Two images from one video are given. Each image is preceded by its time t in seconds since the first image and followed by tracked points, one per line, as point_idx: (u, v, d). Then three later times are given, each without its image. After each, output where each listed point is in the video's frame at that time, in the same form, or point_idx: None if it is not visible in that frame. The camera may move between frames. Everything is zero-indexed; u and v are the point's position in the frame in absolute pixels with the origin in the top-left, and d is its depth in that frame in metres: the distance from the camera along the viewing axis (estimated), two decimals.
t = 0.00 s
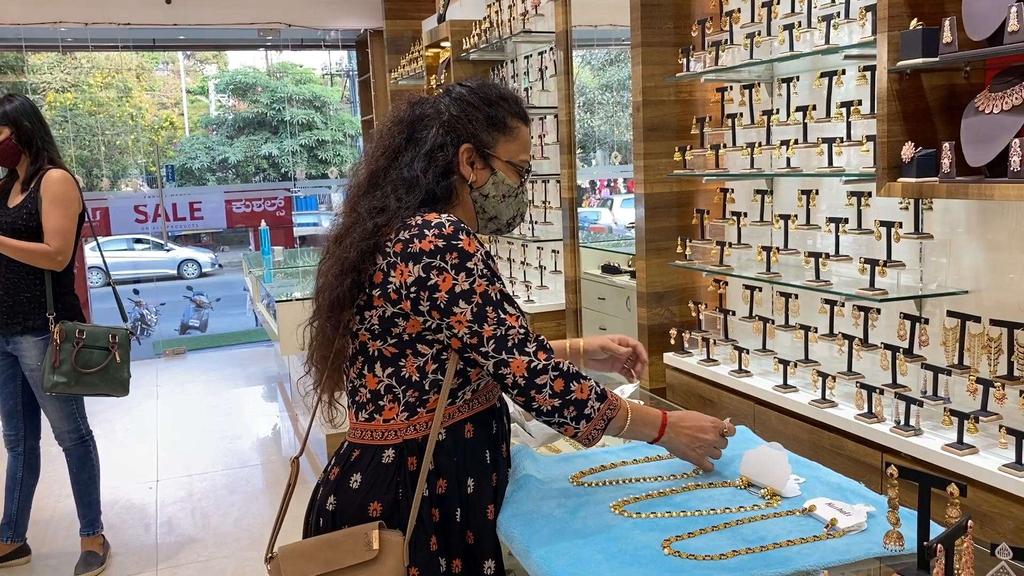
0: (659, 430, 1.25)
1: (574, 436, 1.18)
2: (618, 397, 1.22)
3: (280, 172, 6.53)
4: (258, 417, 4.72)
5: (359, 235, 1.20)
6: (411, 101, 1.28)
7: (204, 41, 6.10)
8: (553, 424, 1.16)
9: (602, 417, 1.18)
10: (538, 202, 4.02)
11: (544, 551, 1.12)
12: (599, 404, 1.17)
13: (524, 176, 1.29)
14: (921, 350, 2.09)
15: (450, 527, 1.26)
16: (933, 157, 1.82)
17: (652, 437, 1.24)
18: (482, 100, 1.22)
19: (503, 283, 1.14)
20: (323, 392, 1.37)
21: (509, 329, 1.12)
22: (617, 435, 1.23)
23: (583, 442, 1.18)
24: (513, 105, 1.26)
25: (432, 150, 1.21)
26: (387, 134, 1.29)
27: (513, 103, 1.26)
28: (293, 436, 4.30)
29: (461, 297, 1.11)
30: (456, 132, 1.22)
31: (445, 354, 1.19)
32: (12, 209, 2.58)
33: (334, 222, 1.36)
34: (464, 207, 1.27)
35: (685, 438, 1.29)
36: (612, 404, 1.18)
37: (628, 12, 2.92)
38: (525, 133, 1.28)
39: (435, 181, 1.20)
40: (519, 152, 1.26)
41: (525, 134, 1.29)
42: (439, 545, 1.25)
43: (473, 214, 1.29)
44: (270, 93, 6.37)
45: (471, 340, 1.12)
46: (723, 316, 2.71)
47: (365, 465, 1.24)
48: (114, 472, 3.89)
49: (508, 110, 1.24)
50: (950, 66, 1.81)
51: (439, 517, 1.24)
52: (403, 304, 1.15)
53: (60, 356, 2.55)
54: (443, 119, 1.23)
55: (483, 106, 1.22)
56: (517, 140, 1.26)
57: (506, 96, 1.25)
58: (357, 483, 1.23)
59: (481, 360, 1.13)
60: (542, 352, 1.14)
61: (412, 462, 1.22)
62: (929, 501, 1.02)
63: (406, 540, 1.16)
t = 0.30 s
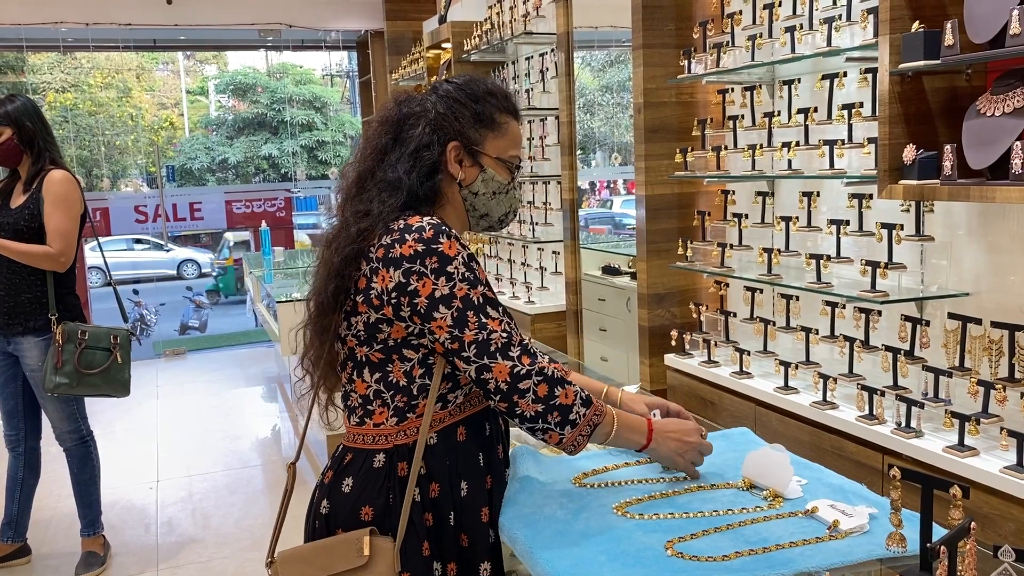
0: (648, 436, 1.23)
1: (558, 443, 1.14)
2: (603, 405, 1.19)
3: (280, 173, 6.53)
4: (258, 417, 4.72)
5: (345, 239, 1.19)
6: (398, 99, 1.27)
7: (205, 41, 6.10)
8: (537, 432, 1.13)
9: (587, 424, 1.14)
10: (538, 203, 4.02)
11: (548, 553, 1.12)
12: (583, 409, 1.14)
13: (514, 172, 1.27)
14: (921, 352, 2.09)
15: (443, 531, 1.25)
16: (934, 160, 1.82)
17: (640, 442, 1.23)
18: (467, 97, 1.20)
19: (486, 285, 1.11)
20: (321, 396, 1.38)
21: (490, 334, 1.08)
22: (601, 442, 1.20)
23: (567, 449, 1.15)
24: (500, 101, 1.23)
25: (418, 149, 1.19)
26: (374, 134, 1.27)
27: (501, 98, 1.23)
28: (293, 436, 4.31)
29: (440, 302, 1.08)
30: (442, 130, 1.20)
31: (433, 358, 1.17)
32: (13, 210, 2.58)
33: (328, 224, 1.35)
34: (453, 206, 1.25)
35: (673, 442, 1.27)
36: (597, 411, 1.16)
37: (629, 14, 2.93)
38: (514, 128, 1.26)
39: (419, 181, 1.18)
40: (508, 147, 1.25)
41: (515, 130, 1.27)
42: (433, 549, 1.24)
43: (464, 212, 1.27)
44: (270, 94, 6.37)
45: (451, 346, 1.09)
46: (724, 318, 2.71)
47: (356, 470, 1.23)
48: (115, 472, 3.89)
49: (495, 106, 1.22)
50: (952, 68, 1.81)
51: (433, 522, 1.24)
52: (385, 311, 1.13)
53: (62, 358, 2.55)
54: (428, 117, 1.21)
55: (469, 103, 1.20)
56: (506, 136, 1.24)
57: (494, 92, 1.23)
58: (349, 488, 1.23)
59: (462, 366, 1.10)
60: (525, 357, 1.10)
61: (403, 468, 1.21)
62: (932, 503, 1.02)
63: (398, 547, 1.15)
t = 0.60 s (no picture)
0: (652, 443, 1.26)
1: (564, 448, 1.15)
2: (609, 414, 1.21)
3: (285, 173, 6.54)
4: (262, 417, 4.73)
5: (356, 240, 1.20)
6: (414, 101, 1.27)
7: (210, 42, 6.12)
8: (543, 436, 1.13)
9: (596, 429, 1.16)
10: (543, 204, 4.04)
11: (553, 554, 1.12)
12: (590, 414, 1.15)
13: (528, 177, 1.27)
14: (927, 355, 2.09)
15: (449, 534, 1.24)
16: (941, 163, 1.81)
17: (647, 449, 1.25)
18: (484, 101, 1.20)
19: (496, 289, 1.11)
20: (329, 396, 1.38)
21: (499, 337, 1.09)
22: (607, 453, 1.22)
23: (571, 455, 1.16)
24: (517, 105, 1.23)
25: (431, 152, 1.20)
26: (389, 134, 1.28)
27: (517, 103, 1.23)
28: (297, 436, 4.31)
29: (449, 305, 1.09)
30: (456, 133, 1.20)
31: (441, 361, 1.17)
32: (20, 209, 2.59)
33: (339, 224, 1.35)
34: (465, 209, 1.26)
35: (677, 448, 1.29)
36: (603, 418, 1.18)
37: (634, 15, 2.92)
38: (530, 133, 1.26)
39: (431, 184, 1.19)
40: (522, 153, 1.24)
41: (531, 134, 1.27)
42: (440, 552, 1.24)
43: (475, 216, 1.27)
44: (275, 95, 6.38)
45: (459, 348, 1.09)
46: (729, 320, 2.71)
47: (364, 470, 1.23)
48: (119, 471, 3.91)
49: (512, 111, 1.22)
50: (958, 71, 1.81)
51: (439, 526, 1.23)
52: (394, 312, 1.14)
53: (69, 356, 2.56)
54: (443, 120, 1.21)
55: (485, 106, 1.20)
56: (521, 141, 1.24)
57: (510, 97, 1.23)
58: (356, 488, 1.23)
59: (470, 369, 1.10)
60: (533, 361, 1.10)
61: (410, 470, 1.20)
62: (938, 506, 1.01)
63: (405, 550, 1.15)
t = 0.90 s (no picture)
0: (654, 446, 1.26)
1: (565, 455, 1.15)
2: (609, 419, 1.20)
3: (294, 174, 6.57)
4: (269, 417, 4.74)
5: (366, 241, 1.20)
6: (425, 102, 1.27)
7: (219, 42, 6.14)
8: (542, 445, 1.13)
9: (596, 436, 1.16)
10: (550, 205, 4.05)
11: (558, 556, 1.12)
12: (590, 422, 1.15)
13: (537, 180, 1.27)
14: (935, 358, 2.08)
15: (457, 536, 1.25)
16: (949, 165, 1.81)
17: (649, 451, 1.25)
18: (495, 103, 1.20)
19: (501, 294, 1.11)
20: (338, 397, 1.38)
21: (501, 344, 1.09)
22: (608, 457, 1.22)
23: (574, 461, 1.15)
24: (528, 107, 1.23)
25: (441, 154, 1.20)
26: (401, 135, 1.28)
27: (528, 106, 1.23)
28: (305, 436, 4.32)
29: (454, 309, 1.09)
30: (465, 135, 1.20)
31: (449, 363, 1.17)
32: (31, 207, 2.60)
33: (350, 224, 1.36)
34: (474, 211, 1.26)
35: (683, 451, 1.29)
36: (603, 424, 1.17)
37: (642, 16, 2.92)
38: (540, 136, 1.25)
39: (440, 186, 1.19)
40: (533, 155, 1.25)
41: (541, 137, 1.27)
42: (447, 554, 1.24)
43: (483, 218, 1.27)
44: (284, 95, 6.40)
45: (462, 353, 1.10)
46: (736, 322, 2.72)
47: (373, 471, 1.23)
48: (127, 470, 3.93)
49: (523, 113, 1.22)
50: (968, 74, 1.80)
51: (448, 528, 1.23)
52: (401, 314, 1.14)
53: (80, 354, 2.57)
54: (454, 121, 1.21)
55: (496, 109, 1.20)
56: (532, 144, 1.24)
57: (521, 99, 1.23)
58: (365, 489, 1.23)
59: (473, 374, 1.11)
60: (535, 369, 1.10)
61: (419, 472, 1.21)
62: (945, 510, 1.01)
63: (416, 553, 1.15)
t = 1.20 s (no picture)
0: (625, 429, 1.20)
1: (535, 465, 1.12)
2: (574, 410, 1.16)
3: (304, 175, 6.60)
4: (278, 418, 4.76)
5: (360, 248, 1.21)
6: (417, 106, 1.27)
7: (230, 45, 6.19)
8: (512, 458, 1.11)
9: (563, 439, 1.12)
10: (557, 208, 4.07)
11: (558, 564, 1.12)
12: (555, 429, 1.11)
13: (528, 184, 1.26)
14: (942, 364, 2.07)
15: (457, 543, 1.25)
16: (956, 171, 1.81)
17: (619, 435, 1.19)
18: (483, 108, 1.20)
19: (478, 308, 1.08)
20: (340, 403, 1.39)
21: (468, 361, 1.06)
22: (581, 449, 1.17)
23: (547, 469, 1.13)
24: (518, 110, 1.22)
25: (429, 160, 1.20)
26: (394, 139, 1.29)
27: (518, 108, 1.23)
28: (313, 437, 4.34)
29: (427, 321, 1.07)
30: (455, 140, 1.21)
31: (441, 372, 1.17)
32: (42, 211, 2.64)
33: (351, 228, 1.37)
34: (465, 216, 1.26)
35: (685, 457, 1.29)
36: (569, 419, 1.13)
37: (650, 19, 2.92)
38: (531, 138, 1.25)
39: (427, 193, 1.19)
40: (522, 158, 1.24)
41: (533, 139, 1.26)
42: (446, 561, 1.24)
43: (475, 222, 1.28)
44: (295, 97, 6.43)
45: (432, 367, 1.08)
46: (744, 327, 2.71)
47: (372, 479, 1.24)
48: (136, 471, 3.95)
49: (511, 116, 1.22)
50: (975, 79, 1.79)
51: (447, 535, 1.24)
52: (384, 325, 1.14)
53: (91, 356, 2.60)
54: (443, 127, 1.21)
55: (484, 113, 1.20)
56: (522, 147, 1.23)
57: (511, 102, 1.22)
58: (365, 496, 1.24)
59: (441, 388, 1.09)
60: (499, 389, 1.07)
61: (417, 480, 1.21)
62: (947, 521, 1.00)
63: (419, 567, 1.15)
